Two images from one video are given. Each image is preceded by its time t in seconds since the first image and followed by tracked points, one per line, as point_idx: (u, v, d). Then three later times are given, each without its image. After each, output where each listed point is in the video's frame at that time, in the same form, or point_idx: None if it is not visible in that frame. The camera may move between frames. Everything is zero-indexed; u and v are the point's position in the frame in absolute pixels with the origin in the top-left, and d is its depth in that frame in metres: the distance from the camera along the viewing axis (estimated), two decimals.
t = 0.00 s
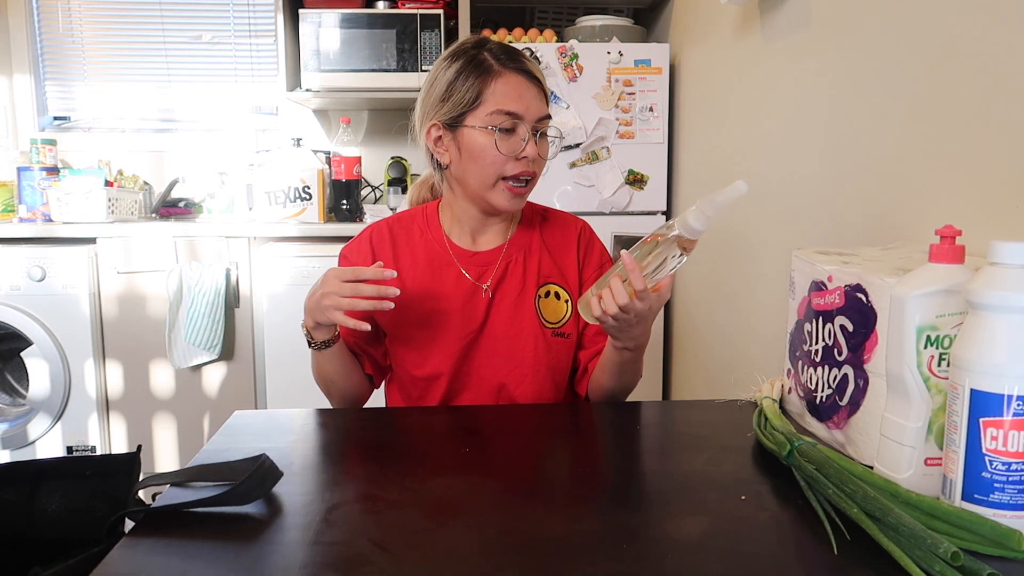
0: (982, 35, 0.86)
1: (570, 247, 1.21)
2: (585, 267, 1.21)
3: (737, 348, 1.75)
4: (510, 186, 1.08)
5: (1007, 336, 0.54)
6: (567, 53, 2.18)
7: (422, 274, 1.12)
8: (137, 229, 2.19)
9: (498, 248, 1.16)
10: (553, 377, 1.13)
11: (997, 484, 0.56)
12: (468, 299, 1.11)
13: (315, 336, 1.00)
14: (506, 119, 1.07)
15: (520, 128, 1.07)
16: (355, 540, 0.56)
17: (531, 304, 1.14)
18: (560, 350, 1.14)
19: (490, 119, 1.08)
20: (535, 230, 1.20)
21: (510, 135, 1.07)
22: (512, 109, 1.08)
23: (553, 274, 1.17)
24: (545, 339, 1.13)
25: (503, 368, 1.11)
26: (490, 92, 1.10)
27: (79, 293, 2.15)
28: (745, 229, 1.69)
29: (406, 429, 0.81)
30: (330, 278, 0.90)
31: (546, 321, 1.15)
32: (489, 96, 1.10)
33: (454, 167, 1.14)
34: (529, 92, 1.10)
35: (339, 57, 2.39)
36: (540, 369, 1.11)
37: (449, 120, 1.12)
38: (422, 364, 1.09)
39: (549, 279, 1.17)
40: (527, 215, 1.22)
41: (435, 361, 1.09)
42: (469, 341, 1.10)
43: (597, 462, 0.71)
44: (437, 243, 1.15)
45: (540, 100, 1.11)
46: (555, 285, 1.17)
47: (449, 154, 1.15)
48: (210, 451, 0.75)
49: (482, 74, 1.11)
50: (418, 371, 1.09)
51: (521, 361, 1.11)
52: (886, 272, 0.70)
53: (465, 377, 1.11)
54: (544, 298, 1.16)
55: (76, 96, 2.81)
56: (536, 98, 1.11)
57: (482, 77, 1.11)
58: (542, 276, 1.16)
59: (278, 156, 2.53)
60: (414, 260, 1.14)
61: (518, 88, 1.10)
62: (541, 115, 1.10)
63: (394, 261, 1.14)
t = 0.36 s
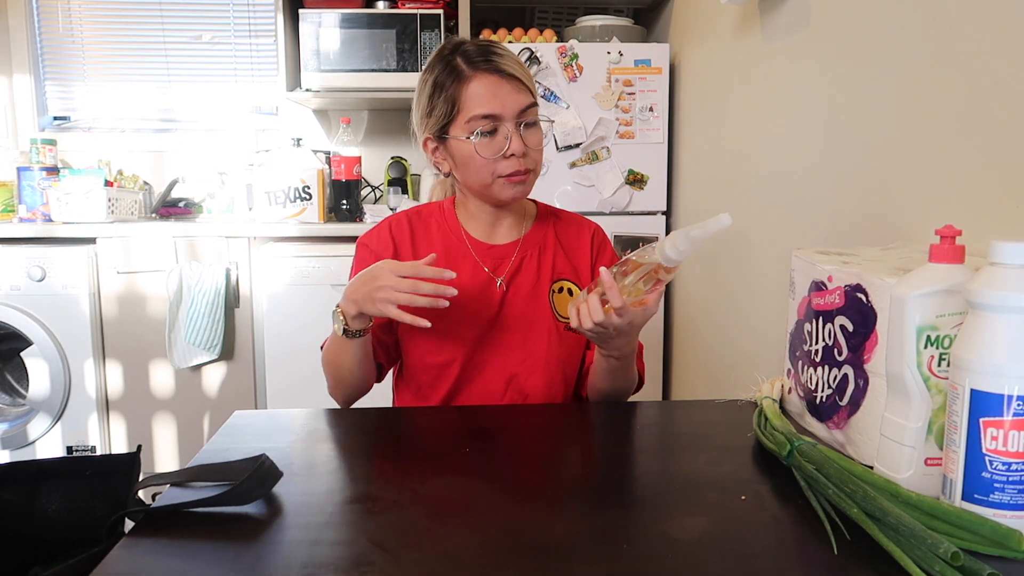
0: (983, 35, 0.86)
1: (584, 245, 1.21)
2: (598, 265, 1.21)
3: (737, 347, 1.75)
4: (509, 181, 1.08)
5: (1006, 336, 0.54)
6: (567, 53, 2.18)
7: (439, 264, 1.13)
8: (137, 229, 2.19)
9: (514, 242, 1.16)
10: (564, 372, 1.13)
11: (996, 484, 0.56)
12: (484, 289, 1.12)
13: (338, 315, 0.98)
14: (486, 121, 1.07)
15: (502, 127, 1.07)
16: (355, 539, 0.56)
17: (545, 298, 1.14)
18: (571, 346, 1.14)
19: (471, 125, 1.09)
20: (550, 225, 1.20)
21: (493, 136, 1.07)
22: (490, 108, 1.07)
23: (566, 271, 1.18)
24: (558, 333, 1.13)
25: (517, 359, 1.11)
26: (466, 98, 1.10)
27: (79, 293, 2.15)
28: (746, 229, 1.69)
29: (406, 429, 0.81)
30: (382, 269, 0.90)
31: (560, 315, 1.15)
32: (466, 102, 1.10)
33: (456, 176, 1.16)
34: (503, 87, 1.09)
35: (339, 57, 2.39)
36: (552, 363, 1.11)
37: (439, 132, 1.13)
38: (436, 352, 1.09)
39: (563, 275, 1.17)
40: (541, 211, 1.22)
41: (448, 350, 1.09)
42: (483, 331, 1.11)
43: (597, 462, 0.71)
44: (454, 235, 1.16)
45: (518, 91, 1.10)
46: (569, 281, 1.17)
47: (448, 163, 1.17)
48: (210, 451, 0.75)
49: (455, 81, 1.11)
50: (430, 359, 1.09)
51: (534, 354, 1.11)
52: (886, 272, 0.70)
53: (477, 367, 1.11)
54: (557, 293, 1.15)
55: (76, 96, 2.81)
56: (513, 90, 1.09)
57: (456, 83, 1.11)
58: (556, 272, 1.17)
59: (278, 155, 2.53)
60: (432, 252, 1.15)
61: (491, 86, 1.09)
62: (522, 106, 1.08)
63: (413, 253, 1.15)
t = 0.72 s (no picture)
0: (983, 35, 0.86)
1: (587, 244, 1.21)
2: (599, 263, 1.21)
3: (737, 348, 1.75)
4: (475, 170, 1.10)
5: (1006, 336, 0.54)
6: (567, 53, 2.18)
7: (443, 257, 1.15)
8: (137, 229, 2.19)
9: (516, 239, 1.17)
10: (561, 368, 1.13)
11: (996, 484, 0.56)
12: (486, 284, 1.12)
13: (405, 327, 0.96)
14: (449, 112, 1.09)
15: (464, 117, 1.09)
16: (355, 540, 0.56)
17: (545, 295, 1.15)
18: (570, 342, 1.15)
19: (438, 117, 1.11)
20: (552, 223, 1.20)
21: (455, 127, 1.09)
22: (454, 101, 1.10)
23: (568, 270, 1.17)
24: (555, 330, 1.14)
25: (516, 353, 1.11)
26: (437, 91, 1.13)
27: (79, 293, 2.15)
28: (746, 229, 1.69)
29: (406, 429, 0.81)
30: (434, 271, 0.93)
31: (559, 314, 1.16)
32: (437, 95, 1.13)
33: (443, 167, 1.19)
34: (468, 78, 1.10)
35: (339, 57, 2.39)
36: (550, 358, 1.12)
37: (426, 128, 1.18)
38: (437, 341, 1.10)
39: (564, 274, 1.17)
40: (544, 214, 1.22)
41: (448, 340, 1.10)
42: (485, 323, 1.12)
43: (597, 463, 0.71)
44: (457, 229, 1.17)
45: (486, 81, 1.10)
46: (569, 280, 1.17)
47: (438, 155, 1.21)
48: (210, 451, 0.75)
49: (431, 76, 1.14)
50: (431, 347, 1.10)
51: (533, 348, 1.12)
52: (886, 272, 0.70)
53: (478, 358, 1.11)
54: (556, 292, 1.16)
55: (76, 96, 2.81)
56: (478, 80, 1.09)
57: (431, 77, 1.14)
58: (556, 270, 1.17)
59: (278, 155, 2.53)
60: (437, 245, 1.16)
61: (458, 77, 1.10)
62: (486, 97, 1.09)
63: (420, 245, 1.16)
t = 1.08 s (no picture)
0: (983, 35, 0.86)
1: (579, 241, 1.20)
2: (587, 260, 1.18)
3: (737, 347, 1.75)
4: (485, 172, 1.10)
5: (1007, 336, 0.54)
6: (567, 54, 2.18)
7: (436, 255, 1.18)
8: (137, 229, 2.19)
9: (513, 240, 1.17)
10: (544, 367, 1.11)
11: (996, 484, 0.56)
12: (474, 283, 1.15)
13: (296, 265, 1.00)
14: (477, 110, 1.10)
15: (490, 119, 1.09)
16: (356, 539, 0.56)
17: (530, 296, 1.16)
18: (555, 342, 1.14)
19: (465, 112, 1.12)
20: (552, 222, 1.20)
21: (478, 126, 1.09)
22: (482, 101, 1.10)
23: (557, 268, 1.18)
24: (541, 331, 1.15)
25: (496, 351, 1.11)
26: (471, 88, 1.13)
27: (79, 293, 2.16)
28: (746, 229, 1.69)
29: (406, 429, 0.81)
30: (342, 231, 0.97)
31: (546, 312, 1.16)
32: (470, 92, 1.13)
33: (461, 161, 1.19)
34: (504, 82, 1.10)
35: (339, 57, 2.39)
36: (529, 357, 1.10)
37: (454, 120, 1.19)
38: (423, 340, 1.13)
39: (552, 272, 1.17)
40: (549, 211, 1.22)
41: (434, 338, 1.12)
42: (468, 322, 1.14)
43: (596, 463, 0.71)
44: (456, 227, 1.20)
45: (521, 89, 1.10)
46: (558, 278, 1.17)
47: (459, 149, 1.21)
48: (210, 451, 0.75)
49: (471, 71, 1.14)
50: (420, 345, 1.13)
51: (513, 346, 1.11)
52: (885, 272, 0.70)
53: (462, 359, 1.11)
54: (544, 290, 1.17)
55: (76, 96, 2.81)
56: (512, 87, 1.10)
57: (470, 73, 1.14)
58: (544, 268, 1.17)
59: (279, 155, 2.53)
60: (433, 243, 1.19)
61: (494, 79, 1.10)
62: (516, 105, 1.09)
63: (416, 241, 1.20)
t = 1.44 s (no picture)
0: (982, 35, 0.86)
1: (575, 236, 1.21)
2: (585, 255, 1.20)
3: (736, 347, 1.75)
4: (498, 171, 1.09)
5: (1007, 336, 0.54)
6: (567, 53, 2.18)
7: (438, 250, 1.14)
8: (137, 229, 2.18)
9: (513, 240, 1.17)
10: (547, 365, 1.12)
11: (997, 484, 0.55)
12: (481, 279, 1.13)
13: (364, 235, 0.91)
14: (494, 109, 1.09)
15: (507, 119, 1.09)
16: (356, 539, 0.56)
17: (534, 291, 1.16)
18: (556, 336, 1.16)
19: (479, 109, 1.10)
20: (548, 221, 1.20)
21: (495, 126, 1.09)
22: (500, 100, 1.09)
23: (557, 264, 1.18)
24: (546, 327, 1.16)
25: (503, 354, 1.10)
26: (486, 85, 1.12)
27: (79, 293, 2.16)
28: (746, 229, 1.69)
29: (406, 429, 0.81)
30: (425, 217, 0.85)
31: (550, 308, 1.17)
32: (484, 90, 1.12)
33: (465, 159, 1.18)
34: (522, 84, 1.10)
35: (339, 56, 2.39)
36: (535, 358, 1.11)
37: (461, 116, 1.17)
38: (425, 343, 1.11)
39: (553, 268, 1.17)
40: (542, 210, 1.22)
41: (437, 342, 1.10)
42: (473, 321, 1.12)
43: (596, 463, 0.71)
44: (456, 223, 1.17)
45: (538, 93, 1.10)
46: (559, 273, 1.18)
47: (463, 146, 1.19)
48: (208, 451, 0.75)
49: (485, 69, 1.13)
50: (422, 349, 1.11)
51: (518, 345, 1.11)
52: (886, 272, 0.70)
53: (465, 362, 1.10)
54: (546, 286, 1.17)
55: (76, 96, 2.81)
56: (531, 90, 1.10)
57: (483, 71, 1.13)
58: (546, 264, 1.17)
59: (278, 155, 2.53)
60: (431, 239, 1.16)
61: (512, 79, 1.10)
62: (534, 108, 1.09)
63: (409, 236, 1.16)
